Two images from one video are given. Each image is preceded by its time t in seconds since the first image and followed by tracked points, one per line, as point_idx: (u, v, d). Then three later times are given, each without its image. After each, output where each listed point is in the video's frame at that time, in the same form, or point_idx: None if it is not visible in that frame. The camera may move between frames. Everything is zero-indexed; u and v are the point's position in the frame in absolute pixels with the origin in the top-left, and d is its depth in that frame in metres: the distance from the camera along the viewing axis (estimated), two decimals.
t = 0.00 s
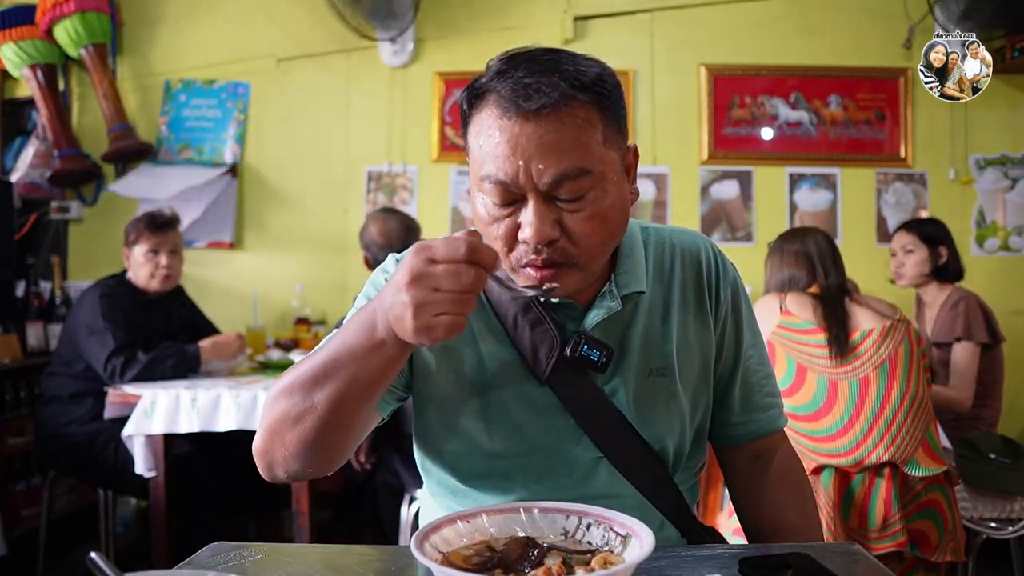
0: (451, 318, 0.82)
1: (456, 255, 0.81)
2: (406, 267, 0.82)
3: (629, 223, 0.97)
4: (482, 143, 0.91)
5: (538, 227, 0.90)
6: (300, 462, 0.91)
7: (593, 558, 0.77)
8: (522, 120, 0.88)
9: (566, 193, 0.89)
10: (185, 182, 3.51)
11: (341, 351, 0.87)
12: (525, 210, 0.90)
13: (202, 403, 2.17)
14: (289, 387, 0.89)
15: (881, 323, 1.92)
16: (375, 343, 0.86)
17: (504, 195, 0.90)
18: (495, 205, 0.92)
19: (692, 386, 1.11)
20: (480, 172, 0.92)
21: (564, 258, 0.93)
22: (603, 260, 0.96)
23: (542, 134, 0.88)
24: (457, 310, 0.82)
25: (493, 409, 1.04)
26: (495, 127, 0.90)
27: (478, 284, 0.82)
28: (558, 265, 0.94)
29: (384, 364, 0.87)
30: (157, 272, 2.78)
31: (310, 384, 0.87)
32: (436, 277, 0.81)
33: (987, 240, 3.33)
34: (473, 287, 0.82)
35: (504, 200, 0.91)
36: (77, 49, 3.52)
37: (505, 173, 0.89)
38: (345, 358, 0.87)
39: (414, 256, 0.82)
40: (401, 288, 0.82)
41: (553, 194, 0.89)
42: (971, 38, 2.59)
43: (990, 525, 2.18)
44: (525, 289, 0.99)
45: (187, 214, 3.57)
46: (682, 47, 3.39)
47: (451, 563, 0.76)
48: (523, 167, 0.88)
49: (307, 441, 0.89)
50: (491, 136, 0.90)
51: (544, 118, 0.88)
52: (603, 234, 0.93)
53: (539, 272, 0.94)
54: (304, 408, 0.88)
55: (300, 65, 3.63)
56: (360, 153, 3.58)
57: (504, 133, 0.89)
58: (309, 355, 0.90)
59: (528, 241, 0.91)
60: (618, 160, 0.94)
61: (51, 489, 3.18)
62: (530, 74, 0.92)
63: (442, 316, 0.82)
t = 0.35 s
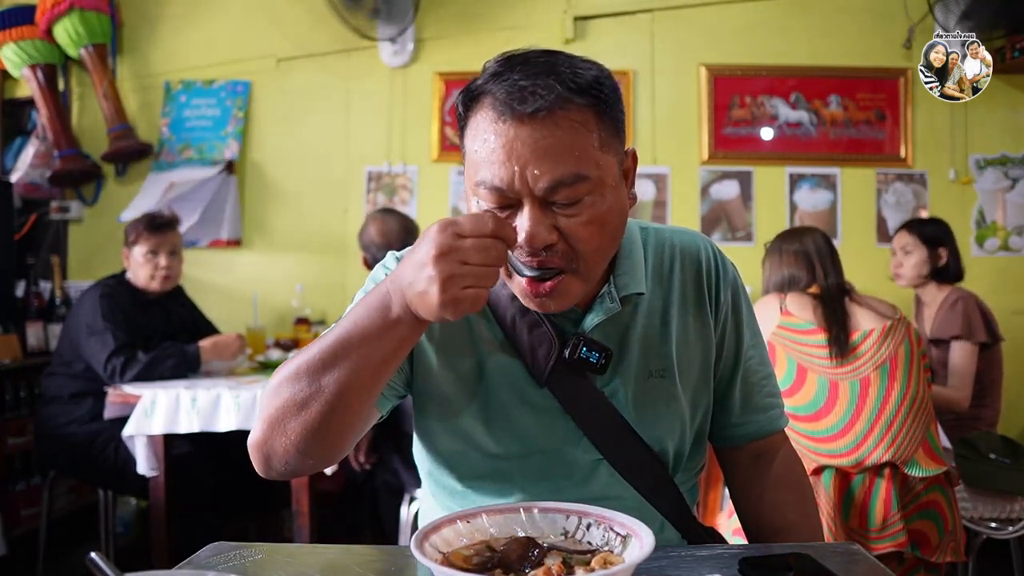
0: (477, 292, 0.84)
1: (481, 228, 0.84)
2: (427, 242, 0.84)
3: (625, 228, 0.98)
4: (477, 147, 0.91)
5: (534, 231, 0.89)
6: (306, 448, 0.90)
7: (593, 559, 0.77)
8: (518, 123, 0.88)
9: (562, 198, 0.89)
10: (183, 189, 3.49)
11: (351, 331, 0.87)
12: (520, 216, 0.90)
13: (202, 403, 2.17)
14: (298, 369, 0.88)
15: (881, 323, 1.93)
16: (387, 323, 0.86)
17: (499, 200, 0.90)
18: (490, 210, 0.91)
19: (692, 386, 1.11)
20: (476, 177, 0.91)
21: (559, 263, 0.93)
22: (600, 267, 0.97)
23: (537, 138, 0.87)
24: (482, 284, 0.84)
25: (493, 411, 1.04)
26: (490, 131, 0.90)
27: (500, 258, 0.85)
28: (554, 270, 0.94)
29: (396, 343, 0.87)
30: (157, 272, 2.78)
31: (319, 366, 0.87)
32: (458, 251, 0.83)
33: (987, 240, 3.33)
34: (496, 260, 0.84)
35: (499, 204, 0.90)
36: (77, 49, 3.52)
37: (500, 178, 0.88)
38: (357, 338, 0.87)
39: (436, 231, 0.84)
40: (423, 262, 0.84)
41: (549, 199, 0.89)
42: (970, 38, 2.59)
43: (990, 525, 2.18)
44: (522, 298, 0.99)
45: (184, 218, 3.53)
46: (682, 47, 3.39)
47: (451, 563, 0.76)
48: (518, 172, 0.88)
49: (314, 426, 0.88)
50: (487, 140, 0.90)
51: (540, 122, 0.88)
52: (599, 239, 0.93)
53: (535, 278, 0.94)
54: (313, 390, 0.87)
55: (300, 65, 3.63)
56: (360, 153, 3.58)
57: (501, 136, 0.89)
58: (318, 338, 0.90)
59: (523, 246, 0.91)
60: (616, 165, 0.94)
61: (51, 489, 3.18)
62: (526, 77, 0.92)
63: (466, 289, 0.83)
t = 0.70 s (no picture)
0: (444, 303, 0.82)
1: (450, 239, 0.82)
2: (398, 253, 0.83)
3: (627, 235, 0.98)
4: (483, 152, 0.91)
5: (535, 238, 0.90)
6: (295, 456, 0.90)
7: (593, 559, 0.77)
8: (525, 132, 0.88)
9: (566, 208, 0.89)
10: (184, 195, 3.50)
11: (333, 342, 0.87)
12: (523, 222, 0.90)
13: (202, 403, 2.17)
14: (283, 380, 0.89)
15: (881, 323, 1.93)
16: (367, 335, 0.86)
17: (503, 206, 0.90)
18: (494, 214, 0.92)
19: (693, 386, 1.11)
20: (480, 182, 0.92)
21: (560, 269, 0.94)
22: (600, 272, 0.97)
23: (545, 148, 0.87)
24: (451, 295, 0.83)
25: (493, 411, 1.03)
26: (497, 136, 0.89)
27: (472, 269, 0.83)
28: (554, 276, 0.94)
29: (377, 355, 0.87)
30: (157, 271, 2.78)
31: (301, 377, 0.87)
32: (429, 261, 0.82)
33: (987, 240, 3.33)
34: (467, 271, 0.83)
35: (503, 210, 0.91)
36: (77, 49, 3.52)
37: (505, 186, 0.88)
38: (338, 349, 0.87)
39: (406, 243, 0.83)
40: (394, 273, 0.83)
41: (553, 208, 0.89)
42: (971, 39, 2.59)
43: (990, 525, 2.18)
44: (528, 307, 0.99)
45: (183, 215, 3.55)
46: (682, 47, 3.39)
47: (451, 563, 0.76)
48: (523, 181, 0.88)
49: (299, 436, 0.89)
50: (493, 146, 0.90)
51: (547, 132, 0.87)
52: (600, 248, 0.93)
53: (535, 283, 0.95)
54: (296, 401, 0.88)
55: (300, 65, 3.62)
56: (360, 153, 3.58)
57: (507, 144, 0.88)
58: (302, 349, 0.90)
59: (525, 251, 0.91)
60: (621, 174, 0.94)
61: (51, 489, 3.18)
62: (535, 83, 0.92)
63: (436, 301, 0.82)
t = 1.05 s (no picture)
0: (396, 341, 0.80)
1: (396, 280, 0.79)
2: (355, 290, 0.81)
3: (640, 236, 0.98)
4: (504, 148, 0.90)
5: (552, 238, 0.90)
6: (291, 473, 0.93)
7: (593, 559, 0.77)
8: (549, 132, 0.88)
9: (585, 208, 0.89)
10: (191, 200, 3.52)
11: (318, 366, 0.88)
12: (540, 220, 0.90)
13: (202, 403, 2.17)
14: (274, 404, 0.91)
15: (881, 323, 1.93)
16: (347, 360, 0.87)
17: (521, 204, 0.90)
18: (511, 211, 0.91)
19: (694, 386, 1.11)
20: (498, 178, 0.91)
21: (575, 268, 0.93)
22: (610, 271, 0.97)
23: (568, 149, 0.87)
24: (405, 333, 0.80)
25: (494, 410, 1.03)
26: (519, 135, 0.89)
27: (425, 309, 0.80)
28: (569, 274, 0.94)
29: (360, 377, 0.87)
30: (157, 270, 2.78)
31: (289, 402, 0.90)
32: (382, 301, 0.79)
33: (987, 241, 3.33)
34: (420, 310, 0.79)
35: (520, 208, 0.91)
36: (76, 49, 3.52)
37: (526, 184, 0.88)
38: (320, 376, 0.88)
39: (359, 281, 0.81)
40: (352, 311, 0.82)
41: (572, 208, 0.89)
42: (971, 38, 2.59)
43: (990, 525, 2.18)
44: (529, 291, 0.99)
45: (181, 214, 3.54)
46: (682, 47, 3.39)
47: (451, 563, 0.76)
48: (545, 180, 0.88)
49: (293, 452, 0.90)
50: (514, 144, 0.89)
51: (571, 133, 0.87)
52: (614, 249, 0.93)
53: (546, 280, 0.94)
54: (284, 426, 0.90)
55: (300, 65, 3.62)
56: (360, 153, 3.58)
57: (529, 143, 0.88)
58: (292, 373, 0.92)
59: (542, 250, 0.91)
60: (637, 176, 0.95)
61: (51, 489, 3.18)
62: (559, 84, 0.92)
63: (391, 341, 0.80)
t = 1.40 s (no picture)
0: (385, 341, 0.80)
1: (384, 280, 0.78)
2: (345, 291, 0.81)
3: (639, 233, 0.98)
4: (506, 145, 0.90)
5: (554, 234, 0.90)
6: (293, 474, 0.93)
7: (593, 559, 0.77)
8: (550, 128, 0.88)
9: (586, 205, 0.89)
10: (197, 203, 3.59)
11: (314, 367, 0.88)
12: (541, 217, 0.90)
13: (202, 403, 2.17)
14: (274, 404, 0.92)
15: (881, 323, 1.93)
16: (342, 360, 0.86)
17: (522, 200, 0.90)
18: (512, 208, 0.91)
19: (694, 385, 1.11)
20: (500, 175, 0.91)
21: (576, 265, 0.93)
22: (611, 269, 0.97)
23: (569, 145, 0.87)
24: (394, 334, 0.79)
25: (494, 409, 1.03)
26: (520, 131, 0.89)
27: (413, 308, 0.79)
28: (570, 271, 0.94)
29: (354, 377, 0.87)
30: (157, 270, 2.78)
31: (287, 402, 0.90)
32: (370, 302, 0.79)
33: (987, 241, 3.33)
34: (408, 309, 0.79)
35: (521, 204, 0.91)
36: (77, 49, 3.52)
37: (527, 180, 0.88)
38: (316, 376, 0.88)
39: (348, 282, 0.80)
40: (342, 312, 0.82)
41: (574, 204, 0.89)
42: (971, 39, 2.59)
43: (990, 525, 2.18)
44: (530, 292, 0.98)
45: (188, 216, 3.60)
46: (682, 47, 3.39)
47: (451, 563, 0.76)
48: (547, 177, 0.88)
49: (294, 452, 0.91)
50: (516, 140, 0.89)
51: (573, 129, 0.88)
52: (615, 246, 0.93)
53: (548, 277, 0.94)
54: (284, 425, 0.90)
55: (300, 65, 3.62)
56: (360, 153, 3.58)
57: (531, 139, 0.88)
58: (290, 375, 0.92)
59: (543, 247, 0.91)
60: (637, 173, 0.95)
61: (51, 489, 3.18)
62: (561, 81, 0.92)
63: (381, 341, 0.80)
